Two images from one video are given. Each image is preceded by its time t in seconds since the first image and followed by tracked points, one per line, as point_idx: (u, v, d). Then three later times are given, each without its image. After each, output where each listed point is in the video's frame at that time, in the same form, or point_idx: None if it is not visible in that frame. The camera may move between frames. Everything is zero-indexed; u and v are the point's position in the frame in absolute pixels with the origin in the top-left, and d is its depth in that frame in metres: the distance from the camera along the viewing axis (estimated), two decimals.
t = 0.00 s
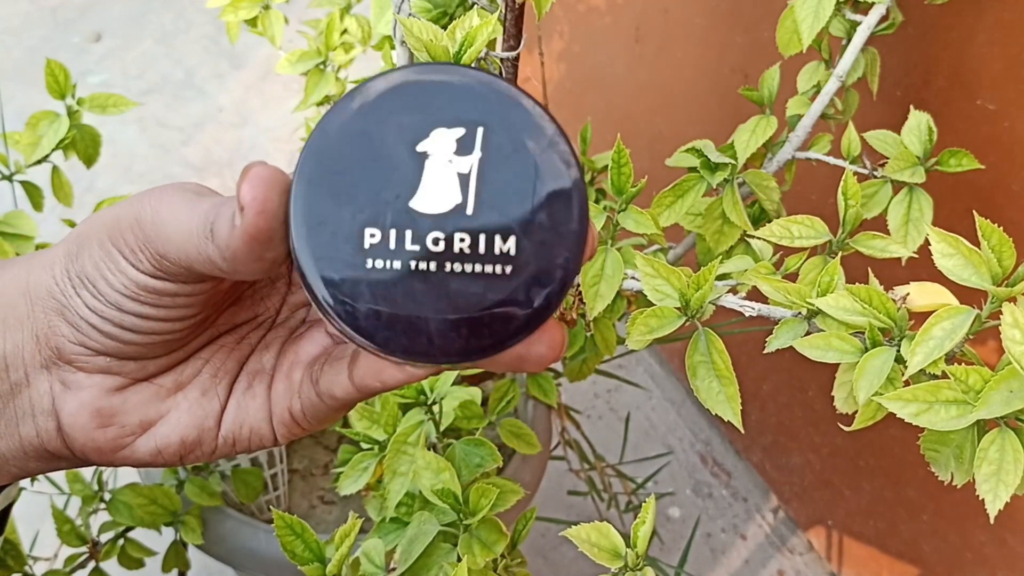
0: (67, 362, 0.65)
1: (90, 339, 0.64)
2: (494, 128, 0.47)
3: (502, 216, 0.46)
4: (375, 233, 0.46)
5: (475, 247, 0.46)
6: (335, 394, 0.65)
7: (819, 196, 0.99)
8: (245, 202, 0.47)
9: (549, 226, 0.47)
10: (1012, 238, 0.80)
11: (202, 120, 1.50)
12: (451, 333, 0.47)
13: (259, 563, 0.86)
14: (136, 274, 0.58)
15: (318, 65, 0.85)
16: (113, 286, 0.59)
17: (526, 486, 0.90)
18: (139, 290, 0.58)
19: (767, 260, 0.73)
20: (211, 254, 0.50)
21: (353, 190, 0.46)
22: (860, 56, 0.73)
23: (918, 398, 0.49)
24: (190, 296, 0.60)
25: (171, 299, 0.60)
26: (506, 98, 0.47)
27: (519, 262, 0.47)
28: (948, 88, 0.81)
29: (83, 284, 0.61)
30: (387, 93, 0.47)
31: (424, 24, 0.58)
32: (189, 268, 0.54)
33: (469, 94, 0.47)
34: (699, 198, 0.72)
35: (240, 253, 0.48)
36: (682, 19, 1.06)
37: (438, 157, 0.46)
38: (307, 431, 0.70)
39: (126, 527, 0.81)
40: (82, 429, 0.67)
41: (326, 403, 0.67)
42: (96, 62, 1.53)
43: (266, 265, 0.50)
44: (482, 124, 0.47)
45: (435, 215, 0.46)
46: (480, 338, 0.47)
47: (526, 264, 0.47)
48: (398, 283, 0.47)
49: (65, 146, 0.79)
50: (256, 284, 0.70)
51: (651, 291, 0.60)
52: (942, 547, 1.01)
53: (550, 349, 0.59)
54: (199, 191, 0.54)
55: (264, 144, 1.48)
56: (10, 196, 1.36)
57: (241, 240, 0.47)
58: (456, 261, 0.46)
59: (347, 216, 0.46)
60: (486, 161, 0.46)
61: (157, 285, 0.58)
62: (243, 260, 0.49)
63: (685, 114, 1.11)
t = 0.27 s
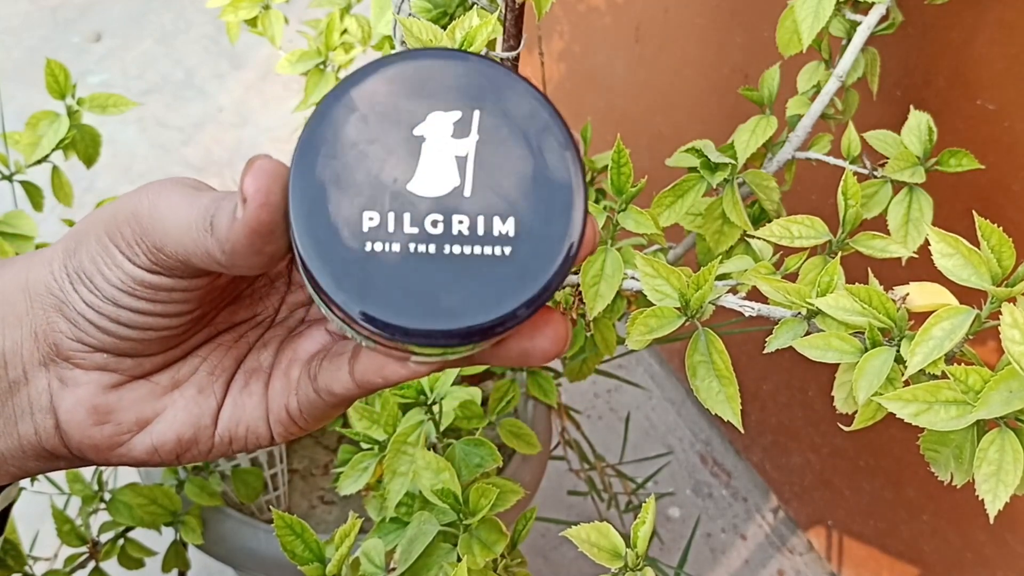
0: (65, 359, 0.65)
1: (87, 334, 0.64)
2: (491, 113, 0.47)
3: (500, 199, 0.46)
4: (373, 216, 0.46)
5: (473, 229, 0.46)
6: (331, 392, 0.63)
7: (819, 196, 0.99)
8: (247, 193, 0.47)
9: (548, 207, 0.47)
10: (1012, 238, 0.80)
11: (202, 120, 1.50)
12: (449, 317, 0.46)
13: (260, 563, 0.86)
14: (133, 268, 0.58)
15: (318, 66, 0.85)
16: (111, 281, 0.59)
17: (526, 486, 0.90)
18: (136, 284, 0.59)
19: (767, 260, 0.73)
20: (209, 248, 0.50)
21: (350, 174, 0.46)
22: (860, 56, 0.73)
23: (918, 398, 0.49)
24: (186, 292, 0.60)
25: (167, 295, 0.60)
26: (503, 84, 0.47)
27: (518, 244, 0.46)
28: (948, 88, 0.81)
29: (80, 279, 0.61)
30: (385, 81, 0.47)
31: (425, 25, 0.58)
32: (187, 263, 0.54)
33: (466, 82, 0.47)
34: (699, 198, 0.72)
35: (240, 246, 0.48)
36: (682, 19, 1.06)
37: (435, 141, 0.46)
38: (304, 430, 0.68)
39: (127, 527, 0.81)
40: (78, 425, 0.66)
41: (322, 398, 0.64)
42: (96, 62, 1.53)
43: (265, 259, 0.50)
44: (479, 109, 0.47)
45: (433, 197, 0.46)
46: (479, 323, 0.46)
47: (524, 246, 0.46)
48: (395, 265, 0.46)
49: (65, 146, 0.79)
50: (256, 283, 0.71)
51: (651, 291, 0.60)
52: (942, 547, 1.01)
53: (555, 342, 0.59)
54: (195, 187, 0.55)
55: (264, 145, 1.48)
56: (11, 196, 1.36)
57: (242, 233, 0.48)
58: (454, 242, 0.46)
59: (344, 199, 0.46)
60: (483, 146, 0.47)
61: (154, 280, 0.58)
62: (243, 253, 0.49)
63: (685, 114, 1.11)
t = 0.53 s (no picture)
0: (63, 364, 0.65)
1: (84, 340, 0.64)
2: (494, 121, 0.47)
3: (500, 208, 0.46)
4: (374, 220, 0.46)
5: (473, 235, 0.46)
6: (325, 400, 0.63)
7: (820, 196, 0.99)
8: (249, 201, 0.47)
9: (547, 216, 0.47)
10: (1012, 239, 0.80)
11: (202, 120, 1.50)
12: (448, 324, 0.46)
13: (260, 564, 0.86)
14: (131, 274, 0.58)
15: (318, 66, 0.85)
16: (109, 286, 0.59)
17: (525, 486, 0.90)
18: (134, 290, 0.59)
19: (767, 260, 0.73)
20: (209, 254, 0.51)
21: (353, 180, 0.46)
22: (860, 56, 0.73)
23: (918, 399, 0.49)
24: (184, 298, 0.60)
25: (164, 301, 0.60)
26: (504, 94, 0.48)
27: (518, 252, 0.46)
28: (948, 88, 0.81)
29: (79, 284, 0.61)
30: (388, 88, 0.47)
31: (424, 25, 0.58)
32: (186, 270, 0.54)
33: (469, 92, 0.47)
34: (699, 198, 0.72)
35: (241, 254, 0.49)
36: (682, 19, 1.06)
37: (438, 148, 0.46)
38: (301, 439, 0.68)
39: (127, 527, 0.81)
40: (75, 431, 0.66)
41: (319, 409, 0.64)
42: (96, 62, 1.53)
43: (265, 266, 0.50)
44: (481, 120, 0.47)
45: (434, 203, 0.46)
46: (478, 331, 0.46)
47: (523, 254, 0.46)
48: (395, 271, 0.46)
49: (65, 146, 0.80)
50: (257, 291, 0.70)
51: (651, 292, 0.60)
52: (942, 547, 1.01)
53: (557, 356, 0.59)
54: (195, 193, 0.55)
55: (264, 144, 1.48)
56: (11, 196, 1.36)
57: (242, 241, 0.48)
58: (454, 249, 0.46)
59: (346, 204, 0.46)
60: (484, 153, 0.47)
61: (152, 285, 0.58)
62: (243, 260, 0.49)
63: (685, 114, 1.11)
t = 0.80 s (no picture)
0: (66, 387, 0.64)
1: (87, 361, 0.64)
2: (513, 127, 0.47)
3: (516, 206, 0.45)
4: (389, 209, 0.44)
5: (487, 230, 0.45)
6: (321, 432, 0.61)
7: (820, 196, 0.99)
8: (270, 203, 0.47)
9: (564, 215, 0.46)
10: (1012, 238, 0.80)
11: (202, 120, 1.50)
12: (457, 319, 0.43)
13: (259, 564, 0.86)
14: (139, 290, 0.58)
15: (318, 66, 0.85)
16: (116, 302, 0.60)
17: (525, 486, 0.90)
18: (140, 307, 0.59)
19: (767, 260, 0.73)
20: (223, 268, 0.51)
21: (370, 168, 0.45)
22: (860, 56, 0.73)
23: (917, 398, 0.49)
24: (189, 318, 0.60)
25: (168, 319, 0.60)
26: (525, 107, 0.48)
27: (532, 249, 0.45)
28: (948, 88, 0.81)
29: (87, 302, 0.62)
30: (410, 91, 0.47)
31: (424, 25, 0.58)
32: (196, 286, 0.55)
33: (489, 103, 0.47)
34: (699, 198, 0.72)
35: (255, 262, 0.49)
36: (682, 19, 1.05)
37: (456, 147, 0.46)
38: (296, 477, 0.66)
39: (127, 527, 0.82)
40: (70, 455, 0.64)
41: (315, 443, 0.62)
42: (96, 62, 1.53)
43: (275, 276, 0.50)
44: (500, 127, 0.47)
45: (450, 195, 0.45)
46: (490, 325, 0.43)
47: (536, 253, 0.45)
48: (405, 259, 0.44)
49: (65, 146, 0.80)
50: (265, 326, 0.71)
51: (650, 291, 0.60)
52: (942, 547, 1.01)
53: (562, 396, 0.57)
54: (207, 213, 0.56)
55: (264, 144, 1.48)
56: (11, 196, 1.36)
57: (259, 248, 0.48)
58: (467, 241, 0.44)
59: (362, 190, 0.45)
60: (502, 154, 0.46)
61: (159, 301, 0.58)
62: (255, 268, 0.50)
63: (685, 114, 1.11)
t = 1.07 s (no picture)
0: (59, 395, 0.63)
1: (81, 366, 0.63)
2: (529, 108, 0.46)
3: (532, 173, 0.43)
4: (404, 171, 0.42)
5: (501, 194, 0.42)
6: (309, 438, 0.58)
7: (820, 196, 0.99)
8: (282, 197, 0.48)
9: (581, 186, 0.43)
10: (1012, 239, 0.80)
11: (203, 120, 1.50)
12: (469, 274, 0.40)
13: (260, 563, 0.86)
14: (136, 291, 0.58)
15: (318, 66, 0.85)
16: (113, 305, 0.59)
17: (526, 486, 0.90)
18: (136, 309, 0.58)
19: (767, 260, 0.73)
20: (226, 263, 0.51)
21: (383, 134, 0.43)
22: (860, 56, 0.73)
23: (917, 398, 0.49)
24: (184, 323, 0.59)
25: (162, 322, 0.59)
26: (541, 93, 0.47)
27: (549, 210, 0.42)
28: (948, 88, 0.81)
29: (84, 307, 0.61)
30: (424, 75, 0.46)
31: (424, 25, 0.58)
32: (194, 285, 0.54)
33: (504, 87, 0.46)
34: (699, 198, 0.72)
35: (257, 254, 0.49)
36: (683, 19, 1.06)
37: (471, 124, 0.44)
38: (286, 493, 0.63)
39: (127, 526, 0.82)
40: (61, 463, 0.62)
41: (303, 450, 0.59)
42: (96, 62, 1.52)
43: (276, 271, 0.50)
44: (515, 108, 0.45)
45: (463, 162, 0.42)
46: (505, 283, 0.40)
47: (553, 217, 0.42)
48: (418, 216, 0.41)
49: (65, 146, 0.79)
50: (266, 341, 0.69)
51: (650, 291, 0.60)
52: (942, 547, 1.01)
53: (571, 407, 0.52)
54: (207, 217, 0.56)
55: (265, 144, 1.48)
56: (11, 196, 1.36)
57: (266, 241, 0.48)
58: (481, 202, 0.42)
59: (375, 153, 0.43)
60: (517, 131, 0.44)
61: (155, 302, 0.58)
62: (256, 262, 0.49)
63: (685, 114, 1.11)
